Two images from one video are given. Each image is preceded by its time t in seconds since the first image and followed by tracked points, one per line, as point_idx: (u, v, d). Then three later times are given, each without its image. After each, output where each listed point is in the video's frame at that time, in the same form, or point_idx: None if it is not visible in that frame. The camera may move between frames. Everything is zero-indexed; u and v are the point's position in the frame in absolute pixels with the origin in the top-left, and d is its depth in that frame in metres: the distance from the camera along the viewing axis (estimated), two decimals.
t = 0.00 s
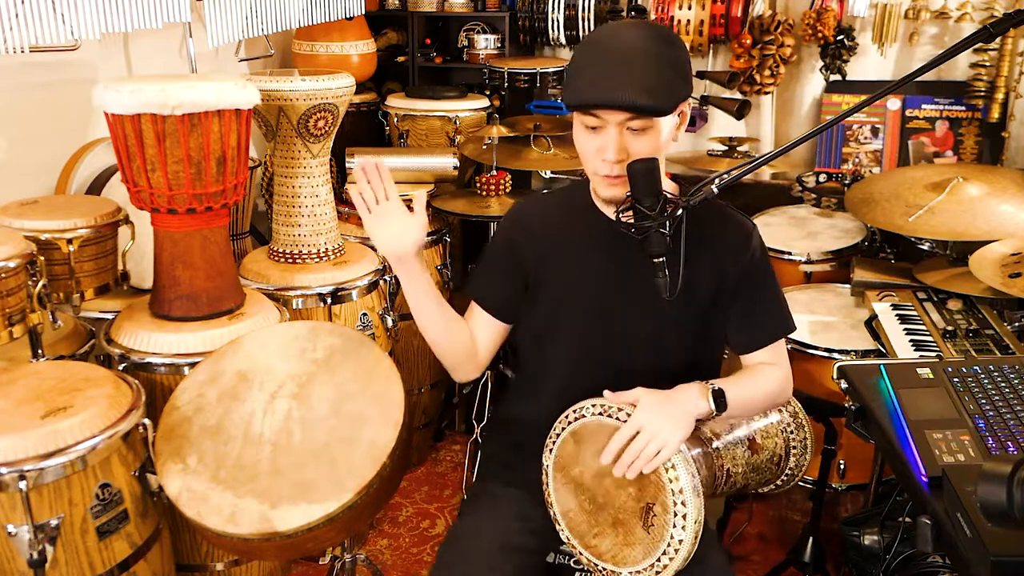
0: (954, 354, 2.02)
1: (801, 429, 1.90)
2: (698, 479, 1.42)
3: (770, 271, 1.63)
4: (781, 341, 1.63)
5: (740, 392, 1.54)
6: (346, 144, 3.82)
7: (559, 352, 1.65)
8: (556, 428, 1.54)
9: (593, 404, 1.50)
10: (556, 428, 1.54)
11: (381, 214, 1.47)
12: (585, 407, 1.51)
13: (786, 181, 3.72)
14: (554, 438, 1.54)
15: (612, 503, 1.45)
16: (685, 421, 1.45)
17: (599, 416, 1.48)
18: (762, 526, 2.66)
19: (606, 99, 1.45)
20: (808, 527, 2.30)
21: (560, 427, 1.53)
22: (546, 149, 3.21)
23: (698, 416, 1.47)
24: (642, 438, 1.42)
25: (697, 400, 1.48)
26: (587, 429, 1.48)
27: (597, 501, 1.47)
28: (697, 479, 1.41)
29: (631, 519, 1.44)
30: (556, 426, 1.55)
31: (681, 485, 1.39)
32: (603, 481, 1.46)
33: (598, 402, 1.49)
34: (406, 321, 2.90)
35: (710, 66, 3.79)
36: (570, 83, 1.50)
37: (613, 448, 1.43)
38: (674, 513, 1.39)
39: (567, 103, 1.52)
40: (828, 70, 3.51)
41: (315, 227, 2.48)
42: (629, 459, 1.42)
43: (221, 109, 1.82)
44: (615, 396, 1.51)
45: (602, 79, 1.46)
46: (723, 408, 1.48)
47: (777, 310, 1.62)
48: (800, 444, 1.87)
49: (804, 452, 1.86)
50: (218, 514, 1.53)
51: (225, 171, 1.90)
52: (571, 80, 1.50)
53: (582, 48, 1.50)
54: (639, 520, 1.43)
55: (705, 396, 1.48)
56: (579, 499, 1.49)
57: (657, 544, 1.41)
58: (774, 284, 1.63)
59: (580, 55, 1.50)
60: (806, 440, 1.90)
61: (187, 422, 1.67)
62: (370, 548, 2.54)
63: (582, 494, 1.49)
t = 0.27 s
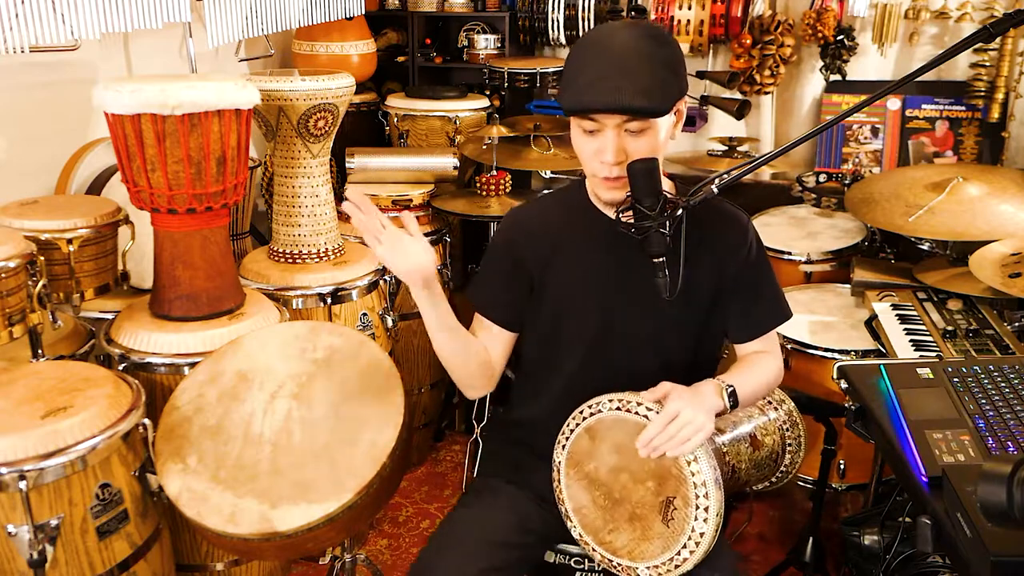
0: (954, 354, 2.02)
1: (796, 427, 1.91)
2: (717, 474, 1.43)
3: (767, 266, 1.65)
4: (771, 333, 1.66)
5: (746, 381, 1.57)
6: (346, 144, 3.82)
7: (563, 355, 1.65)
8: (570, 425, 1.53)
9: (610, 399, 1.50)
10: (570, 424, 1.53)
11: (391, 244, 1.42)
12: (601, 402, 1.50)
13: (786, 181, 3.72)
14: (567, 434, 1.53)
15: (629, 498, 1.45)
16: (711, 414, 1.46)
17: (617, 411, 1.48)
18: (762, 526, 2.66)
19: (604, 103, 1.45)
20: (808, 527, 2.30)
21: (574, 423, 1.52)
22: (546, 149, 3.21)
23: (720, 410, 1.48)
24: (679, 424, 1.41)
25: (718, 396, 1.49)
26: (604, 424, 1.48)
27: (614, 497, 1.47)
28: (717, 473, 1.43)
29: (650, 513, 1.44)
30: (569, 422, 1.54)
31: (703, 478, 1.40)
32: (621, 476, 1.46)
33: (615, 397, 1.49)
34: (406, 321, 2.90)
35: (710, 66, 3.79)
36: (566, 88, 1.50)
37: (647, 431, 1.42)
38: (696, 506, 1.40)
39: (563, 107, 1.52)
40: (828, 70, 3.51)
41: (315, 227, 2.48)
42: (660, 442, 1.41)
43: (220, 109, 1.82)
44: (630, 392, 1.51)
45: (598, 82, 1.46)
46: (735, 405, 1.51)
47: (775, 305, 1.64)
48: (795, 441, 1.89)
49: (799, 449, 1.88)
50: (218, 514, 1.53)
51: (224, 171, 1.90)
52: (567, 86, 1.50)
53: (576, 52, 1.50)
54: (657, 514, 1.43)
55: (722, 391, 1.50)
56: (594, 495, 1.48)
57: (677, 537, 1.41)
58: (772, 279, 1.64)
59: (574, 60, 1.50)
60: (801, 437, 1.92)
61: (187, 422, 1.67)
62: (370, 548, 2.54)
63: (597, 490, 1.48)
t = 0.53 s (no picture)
0: (954, 354, 2.02)
1: (797, 428, 1.93)
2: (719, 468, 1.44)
3: (762, 264, 1.67)
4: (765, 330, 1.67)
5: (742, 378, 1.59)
6: (346, 144, 3.82)
7: (563, 356, 1.65)
8: (573, 421, 1.53)
9: (613, 396, 1.49)
10: (573, 420, 1.53)
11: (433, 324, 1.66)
12: (604, 399, 1.50)
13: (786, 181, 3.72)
14: (569, 430, 1.53)
15: (631, 495, 1.45)
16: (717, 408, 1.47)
17: (620, 408, 1.47)
18: (762, 526, 2.66)
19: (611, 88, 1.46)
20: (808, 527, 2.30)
21: (577, 419, 1.52)
22: (546, 149, 3.22)
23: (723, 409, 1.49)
24: (692, 415, 1.41)
25: (721, 395, 1.51)
26: (607, 421, 1.48)
27: (616, 493, 1.47)
28: (720, 469, 1.43)
29: (652, 509, 1.44)
30: (571, 419, 1.54)
31: (705, 474, 1.40)
32: (623, 473, 1.46)
33: (618, 393, 1.49)
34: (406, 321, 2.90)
35: (710, 66, 3.79)
36: (570, 81, 1.51)
37: (660, 419, 1.41)
38: (698, 503, 1.40)
39: (568, 99, 1.52)
40: (828, 70, 3.51)
41: (314, 227, 2.48)
42: (670, 431, 1.41)
43: (221, 109, 1.82)
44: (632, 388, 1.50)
45: (604, 69, 1.47)
46: (734, 404, 1.53)
47: (770, 302, 1.66)
48: (794, 441, 1.91)
49: (798, 451, 1.91)
50: (218, 514, 1.53)
51: (224, 171, 1.90)
52: (571, 78, 1.50)
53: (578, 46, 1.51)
54: (660, 510, 1.43)
55: (723, 392, 1.51)
56: (596, 492, 1.48)
57: (679, 533, 1.41)
58: (767, 277, 1.66)
59: (576, 53, 1.51)
60: (800, 439, 1.92)
61: (187, 422, 1.67)
62: (370, 548, 2.54)
63: (599, 486, 1.48)
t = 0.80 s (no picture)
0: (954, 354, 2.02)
1: (798, 428, 1.88)
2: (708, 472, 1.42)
3: (762, 266, 1.66)
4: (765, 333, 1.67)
5: (739, 381, 1.59)
6: (346, 144, 3.82)
7: (560, 355, 1.65)
8: (566, 423, 1.53)
9: (605, 398, 1.49)
10: (566, 423, 1.53)
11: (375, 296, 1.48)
12: (596, 402, 1.49)
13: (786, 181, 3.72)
14: (562, 432, 1.53)
15: (623, 497, 1.45)
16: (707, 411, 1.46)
17: (612, 410, 1.47)
18: (762, 526, 2.66)
19: (619, 73, 1.46)
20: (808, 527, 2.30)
21: (569, 422, 1.52)
22: (546, 149, 3.22)
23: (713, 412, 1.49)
24: (683, 417, 1.40)
25: (712, 398, 1.50)
26: (599, 423, 1.48)
27: (608, 496, 1.47)
28: (710, 472, 1.42)
29: (643, 512, 1.44)
30: (564, 421, 1.54)
31: (695, 477, 1.39)
32: (614, 475, 1.46)
33: (610, 396, 1.48)
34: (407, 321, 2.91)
35: (710, 66, 3.79)
36: (576, 70, 1.51)
37: (650, 422, 1.40)
38: (688, 506, 1.39)
39: (574, 88, 1.52)
40: (828, 70, 3.51)
41: (314, 227, 2.48)
42: (661, 434, 1.40)
43: (221, 109, 1.82)
44: (626, 390, 1.50)
45: (612, 56, 1.47)
46: (727, 408, 1.54)
47: (770, 303, 1.65)
48: (796, 443, 1.86)
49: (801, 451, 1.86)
50: (218, 514, 1.53)
51: (225, 171, 1.90)
52: (577, 67, 1.51)
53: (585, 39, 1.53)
54: (651, 514, 1.43)
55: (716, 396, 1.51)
56: (589, 494, 1.49)
57: (670, 536, 1.41)
58: (766, 279, 1.66)
59: (584, 45, 1.52)
60: (803, 438, 1.89)
61: (187, 422, 1.67)
62: (370, 548, 2.54)
63: (592, 489, 1.49)
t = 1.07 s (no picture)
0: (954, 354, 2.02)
1: (799, 427, 1.88)
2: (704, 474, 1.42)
3: (764, 268, 1.66)
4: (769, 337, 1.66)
5: (739, 386, 1.59)
6: (346, 144, 3.82)
7: (559, 354, 1.65)
8: (563, 424, 1.54)
9: (602, 399, 1.50)
10: (563, 424, 1.54)
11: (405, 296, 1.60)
12: (593, 402, 1.50)
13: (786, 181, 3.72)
14: (560, 433, 1.54)
15: (620, 498, 1.45)
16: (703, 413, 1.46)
17: (609, 412, 1.48)
18: (762, 526, 2.66)
19: (625, 71, 1.46)
20: (808, 527, 2.30)
21: (567, 423, 1.53)
22: (546, 149, 3.22)
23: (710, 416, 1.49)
24: (677, 419, 1.41)
25: (710, 401, 1.50)
26: (596, 424, 1.48)
27: (605, 497, 1.47)
28: (707, 473, 1.41)
29: (640, 513, 1.43)
30: (562, 422, 1.54)
31: (691, 479, 1.39)
32: (611, 476, 1.46)
33: (607, 397, 1.49)
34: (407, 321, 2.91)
35: (710, 66, 3.79)
36: (582, 69, 1.51)
37: (646, 423, 1.41)
38: (684, 507, 1.39)
39: (580, 87, 1.52)
40: (828, 70, 3.51)
41: (314, 227, 2.48)
42: (656, 435, 1.41)
43: (220, 109, 1.82)
44: (623, 392, 1.51)
45: (617, 55, 1.47)
46: (726, 411, 1.53)
47: (772, 306, 1.64)
48: (797, 442, 1.86)
49: (801, 450, 1.86)
50: (218, 514, 1.53)
51: (225, 171, 1.90)
52: (583, 66, 1.51)
53: (590, 37, 1.52)
54: (648, 515, 1.43)
55: (714, 398, 1.51)
56: (586, 495, 1.49)
57: (667, 538, 1.40)
58: (768, 281, 1.65)
59: (589, 44, 1.52)
60: (803, 438, 1.89)
61: (187, 422, 1.67)
62: (370, 548, 2.54)
63: (589, 490, 1.49)
